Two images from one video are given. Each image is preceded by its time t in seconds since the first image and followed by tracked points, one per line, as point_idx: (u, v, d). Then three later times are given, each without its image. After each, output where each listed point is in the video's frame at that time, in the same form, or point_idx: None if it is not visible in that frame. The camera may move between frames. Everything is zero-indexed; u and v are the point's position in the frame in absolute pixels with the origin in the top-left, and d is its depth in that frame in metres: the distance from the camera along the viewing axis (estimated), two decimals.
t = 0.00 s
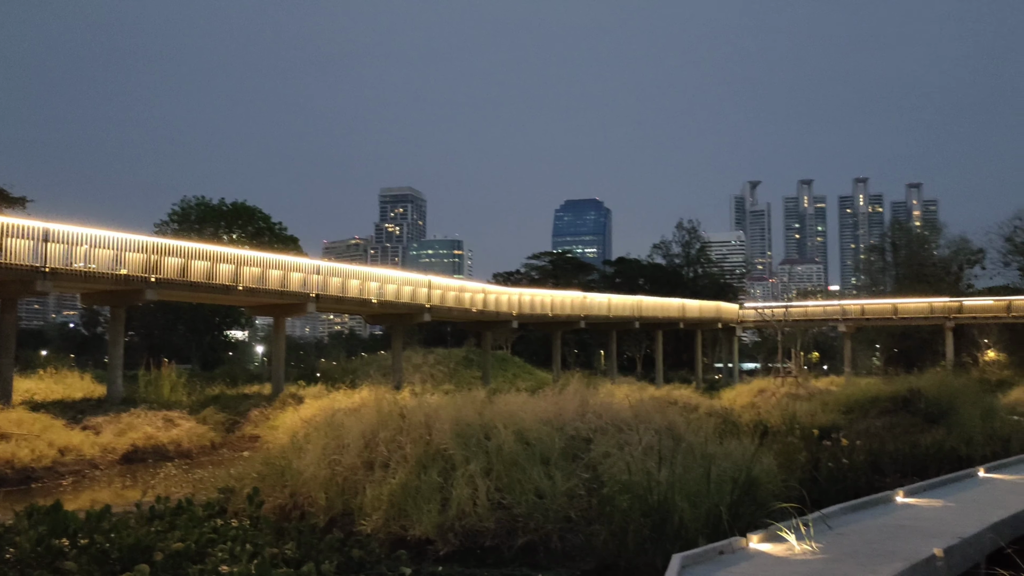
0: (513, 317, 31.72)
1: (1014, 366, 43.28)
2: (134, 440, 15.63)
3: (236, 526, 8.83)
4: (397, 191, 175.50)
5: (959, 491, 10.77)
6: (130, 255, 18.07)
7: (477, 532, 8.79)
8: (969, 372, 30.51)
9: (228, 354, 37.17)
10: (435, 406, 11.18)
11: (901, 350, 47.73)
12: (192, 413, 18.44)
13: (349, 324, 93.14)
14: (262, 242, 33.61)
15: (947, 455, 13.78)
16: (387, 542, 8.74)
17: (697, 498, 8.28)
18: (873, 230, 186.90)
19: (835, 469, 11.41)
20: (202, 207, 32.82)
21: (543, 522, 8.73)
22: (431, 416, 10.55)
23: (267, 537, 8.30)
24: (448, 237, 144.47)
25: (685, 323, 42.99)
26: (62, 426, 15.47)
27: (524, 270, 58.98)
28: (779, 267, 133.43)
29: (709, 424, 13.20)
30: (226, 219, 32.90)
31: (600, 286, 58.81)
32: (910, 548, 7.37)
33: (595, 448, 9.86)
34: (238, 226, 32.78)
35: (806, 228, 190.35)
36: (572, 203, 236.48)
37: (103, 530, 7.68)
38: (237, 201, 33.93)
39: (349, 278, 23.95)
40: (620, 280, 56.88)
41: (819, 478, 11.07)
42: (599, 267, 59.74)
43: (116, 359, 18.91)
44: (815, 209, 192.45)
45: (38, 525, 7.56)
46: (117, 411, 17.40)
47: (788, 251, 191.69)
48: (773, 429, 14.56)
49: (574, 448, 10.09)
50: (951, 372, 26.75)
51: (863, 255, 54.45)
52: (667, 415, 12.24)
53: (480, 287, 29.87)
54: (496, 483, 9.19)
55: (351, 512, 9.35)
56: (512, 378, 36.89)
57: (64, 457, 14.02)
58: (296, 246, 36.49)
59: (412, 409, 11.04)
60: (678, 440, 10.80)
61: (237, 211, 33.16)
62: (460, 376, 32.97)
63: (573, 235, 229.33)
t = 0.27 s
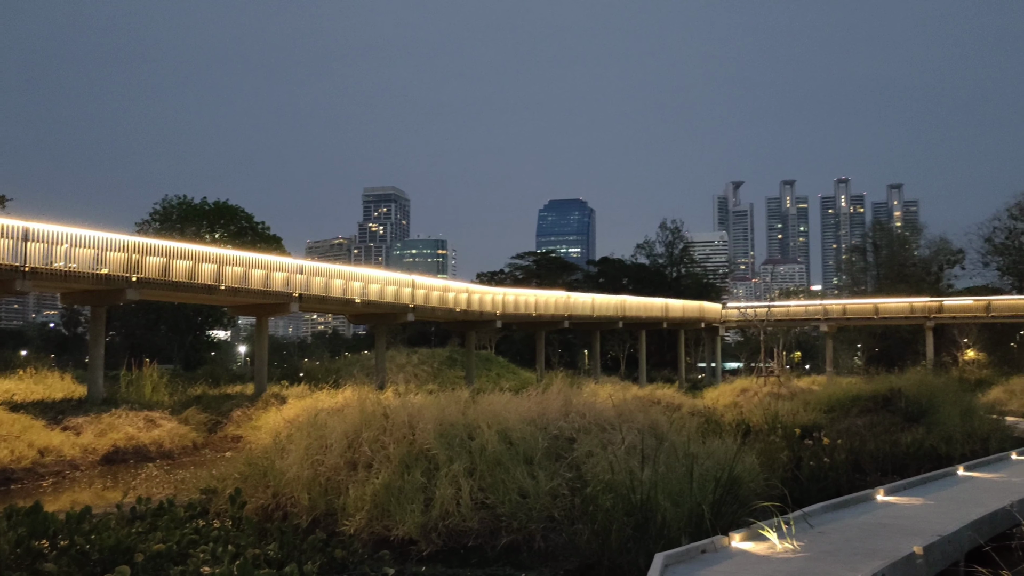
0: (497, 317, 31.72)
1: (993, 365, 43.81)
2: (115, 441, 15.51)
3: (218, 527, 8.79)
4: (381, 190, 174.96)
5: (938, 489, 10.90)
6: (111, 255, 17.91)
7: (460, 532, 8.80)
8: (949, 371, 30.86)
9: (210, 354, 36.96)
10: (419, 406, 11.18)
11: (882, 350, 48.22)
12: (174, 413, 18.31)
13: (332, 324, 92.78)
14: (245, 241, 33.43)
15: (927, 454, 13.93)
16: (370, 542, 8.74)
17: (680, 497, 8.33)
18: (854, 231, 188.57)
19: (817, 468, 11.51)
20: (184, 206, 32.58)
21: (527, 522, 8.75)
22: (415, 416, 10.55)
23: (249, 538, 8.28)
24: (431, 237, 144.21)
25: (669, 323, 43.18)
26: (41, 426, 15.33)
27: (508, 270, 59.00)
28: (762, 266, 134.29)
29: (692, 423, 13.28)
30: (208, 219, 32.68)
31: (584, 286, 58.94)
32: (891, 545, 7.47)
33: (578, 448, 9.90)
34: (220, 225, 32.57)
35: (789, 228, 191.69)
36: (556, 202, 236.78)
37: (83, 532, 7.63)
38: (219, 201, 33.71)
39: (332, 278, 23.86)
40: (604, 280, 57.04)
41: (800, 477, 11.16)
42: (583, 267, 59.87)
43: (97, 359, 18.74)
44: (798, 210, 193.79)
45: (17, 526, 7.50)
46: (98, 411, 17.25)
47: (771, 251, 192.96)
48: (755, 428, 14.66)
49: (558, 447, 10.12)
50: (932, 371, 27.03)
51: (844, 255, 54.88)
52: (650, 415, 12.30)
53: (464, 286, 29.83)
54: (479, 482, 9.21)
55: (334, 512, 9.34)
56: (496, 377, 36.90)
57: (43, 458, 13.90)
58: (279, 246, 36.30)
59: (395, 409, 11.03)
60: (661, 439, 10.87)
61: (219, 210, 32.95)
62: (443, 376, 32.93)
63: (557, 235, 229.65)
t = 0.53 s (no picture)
0: (483, 317, 31.71)
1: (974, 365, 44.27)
2: (98, 442, 15.40)
3: (201, 528, 8.76)
4: (366, 190, 174.48)
5: (920, 488, 11.03)
6: (93, 255, 17.77)
7: (444, 533, 8.81)
8: (931, 371, 31.17)
9: (194, 355, 36.82)
10: (404, 406, 11.18)
11: (865, 350, 48.64)
12: (157, 414, 18.19)
13: (317, 325, 92.48)
14: (229, 241, 33.26)
15: (909, 453, 14.08)
16: (354, 543, 8.74)
17: (664, 497, 8.37)
18: (838, 232, 190.00)
19: (801, 467, 11.61)
20: (168, 206, 32.38)
21: (512, 522, 8.77)
22: (399, 416, 10.56)
23: (233, 539, 8.25)
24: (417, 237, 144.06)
25: (654, 323, 43.32)
26: (22, 428, 15.19)
27: (493, 271, 59.01)
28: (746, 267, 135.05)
29: (677, 423, 13.34)
30: (192, 219, 32.48)
31: (569, 287, 59.07)
32: (873, 545, 7.55)
33: (563, 448, 9.93)
34: (204, 225, 32.40)
35: (773, 229, 192.87)
36: (542, 203, 237.05)
37: (65, 534, 7.58)
38: (203, 200, 33.52)
39: (317, 278, 23.77)
40: (590, 280, 57.18)
41: (784, 476, 11.25)
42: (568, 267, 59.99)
43: (79, 360, 18.59)
44: (782, 211, 194.93)
45: None
46: (80, 413, 17.10)
47: (755, 252, 194.08)
48: (739, 428, 14.76)
49: (543, 448, 10.15)
50: (914, 372, 27.27)
51: (828, 256, 55.27)
52: (635, 415, 12.37)
53: (449, 287, 29.79)
54: (464, 483, 9.23)
55: (319, 513, 9.33)
56: (481, 378, 36.92)
57: (25, 460, 13.78)
58: (264, 246, 36.15)
59: (380, 409, 11.04)
60: (646, 439, 10.94)
61: (204, 210, 32.77)
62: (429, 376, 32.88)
63: (543, 236, 229.85)
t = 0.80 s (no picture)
0: (468, 318, 31.69)
1: (955, 367, 44.78)
2: (79, 442, 15.27)
3: (183, 529, 8.72)
4: (352, 190, 173.97)
5: (901, 489, 11.16)
6: (76, 254, 17.65)
7: (429, 533, 8.81)
8: (913, 372, 31.51)
9: (178, 354, 36.61)
10: (388, 406, 11.17)
11: (849, 352, 49.08)
12: (139, 414, 18.06)
13: (302, 324, 92.19)
14: (213, 240, 33.09)
15: (891, 454, 14.22)
16: (338, 544, 8.73)
17: (648, 498, 8.41)
18: (822, 234, 191.47)
19: (784, 468, 11.70)
20: (151, 205, 32.17)
21: (496, 523, 8.79)
22: (384, 416, 10.56)
23: (217, 540, 8.22)
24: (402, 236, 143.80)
25: (639, 324, 43.49)
26: (3, 428, 15.05)
27: (479, 271, 59.02)
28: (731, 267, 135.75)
29: (662, 424, 13.41)
30: (176, 217, 32.28)
31: (555, 287, 59.17)
32: (855, 545, 7.63)
33: (548, 449, 9.96)
34: (188, 224, 32.21)
35: (758, 231, 194.05)
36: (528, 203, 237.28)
37: (45, 534, 7.53)
38: (187, 199, 33.34)
39: (302, 277, 23.67)
40: (575, 281, 57.33)
41: (767, 477, 11.34)
42: (554, 268, 60.08)
43: (60, 359, 18.43)
44: (766, 213, 196.12)
45: None
46: (61, 413, 16.96)
47: (740, 253, 195.21)
48: (723, 429, 14.85)
49: (527, 448, 10.18)
50: (897, 373, 27.56)
51: (812, 257, 55.70)
52: (619, 416, 12.43)
53: (435, 287, 29.75)
54: (448, 483, 9.24)
55: (303, 513, 9.32)
56: (466, 378, 36.93)
57: (6, 460, 13.66)
58: (248, 245, 35.98)
59: (364, 409, 11.03)
60: (630, 439, 10.99)
61: (187, 209, 32.59)
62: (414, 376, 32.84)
63: (529, 236, 230.05)
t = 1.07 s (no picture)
0: (454, 318, 31.67)
1: (937, 369, 45.20)
2: (61, 441, 15.14)
3: (166, 528, 8.68)
4: (338, 189, 173.44)
5: (883, 490, 11.28)
6: (58, 251, 17.52)
7: (413, 533, 8.81)
8: (896, 375, 31.77)
9: (162, 353, 36.42)
10: (373, 406, 11.15)
11: (833, 354, 49.47)
12: (122, 413, 17.93)
13: (288, 323, 91.91)
14: (198, 239, 32.91)
15: (874, 455, 14.36)
16: (321, 544, 8.72)
17: (633, 498, 8.43)
18: (807, 236, 192.74)
19: (768, 469, 11.78)
20: (135, 203, 31.96)
21: (480, 523, 8.80)
22: (369, 416, 10.56)
23: (199, 540, 8.18)
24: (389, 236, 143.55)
25: (625, 325, 43.61)
26: None
27: (465, 271, 59.02)
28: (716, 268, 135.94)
29: (647, 425, 13.47)
30: (160, 215, 32.08)
31: (541, 288, 59.22)
32: (837, 546, 7.71)
33: (533, 449, 9.98)
34: (172, 222, 32.02)
35: (743, 233, 195.05)
36: (514, 203, 237.35)
37: (25, 533, 7.47)
38: (172, 197, 33.15)
39: (287, 276, 23.58)
40: (561, 282, 57.44)
41: (751, 478, 11.41)
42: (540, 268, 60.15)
43: (42, 357, 18.27)
44: (752, 215, 197.21)
45: None
46: (42, 411, 16.81)
47: (725, 255, 196.13)
48: (707, 430, 14.93)
49: (512, 449, 10.19)
50: (881, 375, 27.80)
51: (797, 260, 56.09)
52: (604, 417, 12.47)
53: (420, 287, 29.71)
54: (433, 483, 9.24)
55: (286, 513, 9.30)
56: (452, 378, 36.92)
57: None
58: (233, 243, 35.78)
59: (349, 409, 11.02)
60: (615, 440, 11.03)
61: (172, 207, 32.40)
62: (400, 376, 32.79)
63: (515, 236, 230.18)
